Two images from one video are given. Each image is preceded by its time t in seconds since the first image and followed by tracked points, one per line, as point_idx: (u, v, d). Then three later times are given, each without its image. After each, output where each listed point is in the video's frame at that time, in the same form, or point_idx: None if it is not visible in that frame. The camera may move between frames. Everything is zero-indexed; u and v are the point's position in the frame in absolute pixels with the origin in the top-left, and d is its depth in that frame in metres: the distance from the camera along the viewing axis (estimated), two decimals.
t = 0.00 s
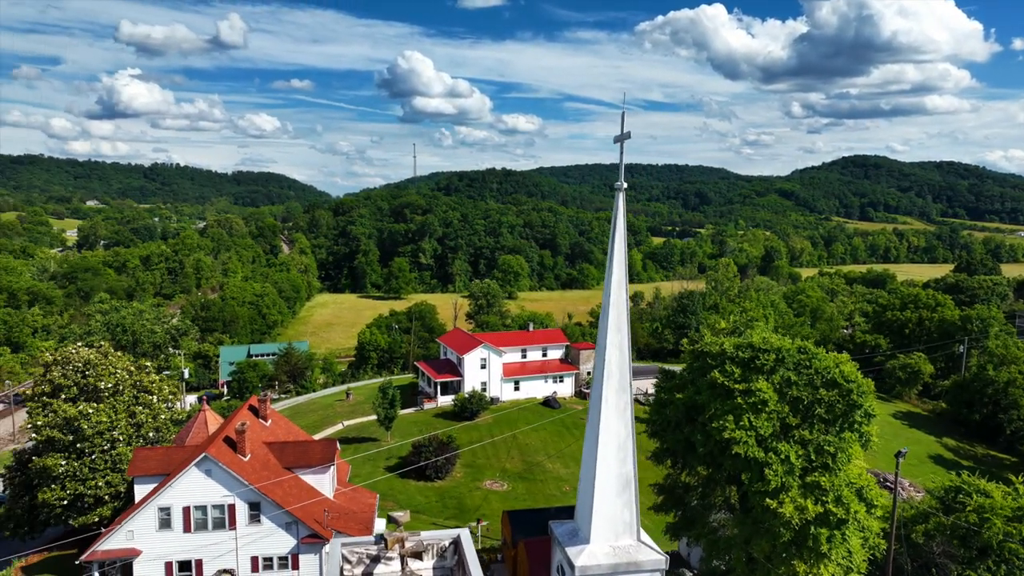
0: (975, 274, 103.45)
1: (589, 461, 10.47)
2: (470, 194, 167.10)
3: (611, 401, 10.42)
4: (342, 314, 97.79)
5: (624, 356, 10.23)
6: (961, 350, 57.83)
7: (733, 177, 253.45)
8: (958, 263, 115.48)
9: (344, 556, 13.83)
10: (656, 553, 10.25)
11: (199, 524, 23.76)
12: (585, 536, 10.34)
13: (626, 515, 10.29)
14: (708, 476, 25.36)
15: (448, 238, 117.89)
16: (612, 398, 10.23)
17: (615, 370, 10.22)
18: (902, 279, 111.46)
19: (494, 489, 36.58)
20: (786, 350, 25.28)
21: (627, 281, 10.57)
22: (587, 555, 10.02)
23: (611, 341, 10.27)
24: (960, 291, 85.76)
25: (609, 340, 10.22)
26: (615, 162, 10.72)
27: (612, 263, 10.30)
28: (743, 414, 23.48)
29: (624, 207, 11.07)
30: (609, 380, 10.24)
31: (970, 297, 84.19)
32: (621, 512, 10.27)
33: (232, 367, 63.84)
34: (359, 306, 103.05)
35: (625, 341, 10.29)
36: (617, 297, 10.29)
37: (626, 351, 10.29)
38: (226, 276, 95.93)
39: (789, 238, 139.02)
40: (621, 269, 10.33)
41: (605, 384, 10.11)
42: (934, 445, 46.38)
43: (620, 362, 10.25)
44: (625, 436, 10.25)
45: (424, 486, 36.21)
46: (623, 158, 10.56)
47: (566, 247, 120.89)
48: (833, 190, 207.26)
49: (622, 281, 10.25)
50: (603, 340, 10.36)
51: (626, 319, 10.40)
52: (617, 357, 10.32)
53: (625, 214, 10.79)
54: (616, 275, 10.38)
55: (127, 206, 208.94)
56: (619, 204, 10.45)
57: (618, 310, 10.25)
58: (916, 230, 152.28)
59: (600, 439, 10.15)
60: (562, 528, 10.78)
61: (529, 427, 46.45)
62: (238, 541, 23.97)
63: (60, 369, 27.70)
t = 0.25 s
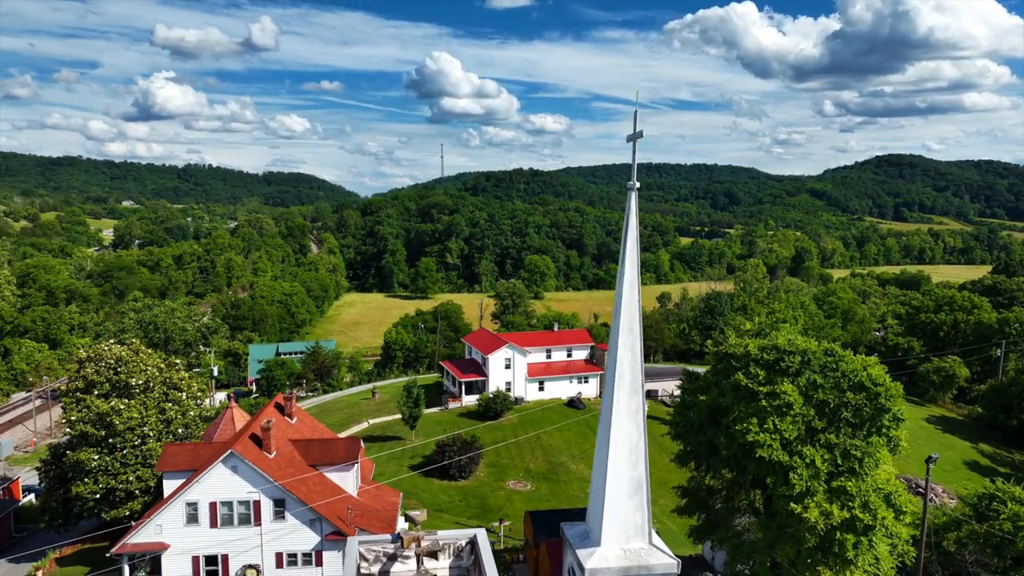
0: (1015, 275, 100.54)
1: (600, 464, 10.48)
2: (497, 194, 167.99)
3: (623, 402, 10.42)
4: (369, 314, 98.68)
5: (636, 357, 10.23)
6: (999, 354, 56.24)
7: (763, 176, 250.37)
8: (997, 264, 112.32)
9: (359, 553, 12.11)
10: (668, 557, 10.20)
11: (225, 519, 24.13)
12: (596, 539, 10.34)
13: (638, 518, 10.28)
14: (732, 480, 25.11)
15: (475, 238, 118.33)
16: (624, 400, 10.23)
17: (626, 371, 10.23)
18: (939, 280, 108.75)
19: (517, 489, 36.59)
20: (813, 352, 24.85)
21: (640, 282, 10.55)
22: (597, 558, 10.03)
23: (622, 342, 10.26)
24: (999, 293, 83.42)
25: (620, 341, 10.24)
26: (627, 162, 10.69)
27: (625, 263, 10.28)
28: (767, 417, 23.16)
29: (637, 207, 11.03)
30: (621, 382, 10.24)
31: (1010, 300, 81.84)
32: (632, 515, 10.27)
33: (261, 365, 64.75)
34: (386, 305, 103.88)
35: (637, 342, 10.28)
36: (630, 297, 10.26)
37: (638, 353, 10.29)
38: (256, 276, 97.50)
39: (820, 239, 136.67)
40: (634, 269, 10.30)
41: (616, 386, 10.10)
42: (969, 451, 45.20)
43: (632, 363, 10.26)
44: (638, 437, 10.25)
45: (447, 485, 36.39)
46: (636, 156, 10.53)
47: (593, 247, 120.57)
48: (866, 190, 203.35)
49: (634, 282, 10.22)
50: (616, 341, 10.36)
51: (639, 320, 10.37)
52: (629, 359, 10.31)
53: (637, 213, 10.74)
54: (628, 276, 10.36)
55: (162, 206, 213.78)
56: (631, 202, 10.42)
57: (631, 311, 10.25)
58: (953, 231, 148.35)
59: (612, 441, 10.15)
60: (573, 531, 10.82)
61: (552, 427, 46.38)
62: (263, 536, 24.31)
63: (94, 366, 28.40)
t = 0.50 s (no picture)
0: None
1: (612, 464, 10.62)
2: (525, 194, 168.80)
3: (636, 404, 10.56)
4: (398, 313, 99.35)
5: (648, 360, 10.42)
6: None
7: (795, 176, 246.51)
8: None
9: (377, 551, 12.14)
10: (680, 562, 10.30)
11: (251, 515, 24.51)
12: (607, 541, 10.47)
13: (650, 521, 10.40)
14: (758, 483, 24.79)
15: (502, 238, 118.45)
16: (636, 401, 10.40)
17: (639, 373, 10.40)
18: (979, 283, 105.66)
19: (542, 489, 36.56)
20: (841, 355, 24.34)
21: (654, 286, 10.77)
22: (608, 560, 10.18)
23: (635, 344, 10.46)
24: None
25: (634, 343, 10.42)
26: (642, 166, 10.92)
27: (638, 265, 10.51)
28: (793, 420, 22.75)
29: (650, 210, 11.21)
30: (633, 383, 10.40)
31: None
32: (644, 518, 10.40)
33: (290, 363, 65.57)
34: (413, 305, 104.46)
35: (650, 345, 10.46)
36: (643, 299, 10.47)
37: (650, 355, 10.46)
38: (286, 275, 98.83)
39: (854, 239, 133.87)
40: (647, 270, 10.51)
41: (628, 386, 10.28)
42: (1009, 458, 43.83)
43: (644, 365, 10.44)
44: (649, 439, 10.37)
45: (471, 485, 36.51)
46: (650, 160, 10.75)
47: (621, 247, 119.85)
48: (902, 190, 198.72)
49: (647, 284, 10.44)
50: (629, 343, 10.55)
51: (652, 321, 10.57)
52: (641, 361, 10.49)
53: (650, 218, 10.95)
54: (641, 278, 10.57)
55: (196, 207, 218.08)
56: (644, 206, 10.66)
57: (644, 313, 10.45)
58: (994, 232, 143.96)
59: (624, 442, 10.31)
60: (586, 533, 10.97)
61: (577, 428, 46.22)
62: (288, 532, 24.62)
63: (126, 362, 28.96)
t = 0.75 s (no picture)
0: None
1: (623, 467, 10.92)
2: (552, 194, 169.39)
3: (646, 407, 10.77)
4: (424, 313, 99.86)
5: (659, 363, 10.64)
6: None
7: (827, 176, 242.56)
8: None
9: (394, 549, 12.25)
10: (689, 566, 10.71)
11: (276, 511, 24.85)
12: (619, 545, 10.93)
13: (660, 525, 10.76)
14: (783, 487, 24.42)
15: (529, 238, 118.52)
16: (647, 403, 10.60)
17: (650, 376, 10.60)
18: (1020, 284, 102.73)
19: (565, 490, 36.46)
20: (869, 358, 23.88)
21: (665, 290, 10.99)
22: (618, 564, 10.68)
23: (646, 347, 10.68)
24: None
25: (644, 347, 10.65)
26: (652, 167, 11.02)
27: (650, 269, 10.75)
28: (819, 424, 22.35)
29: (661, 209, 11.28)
30: (644, 386, 10.62)
31: None
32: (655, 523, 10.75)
33: (317, 361, 66.27)
34: (440, 305, 104.95)
35: (660, 348, 10.67)
36: (654, 301, 10.67)
37: (661, 356, 10.68)
38: (315, 274, 100.01)
39: (888, 240, 131.19)
40: (659, 274, 10.72)
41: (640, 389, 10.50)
42: None
43: (655, 368, 10.65)
44: (660, 441, 10.56)
45: (494, 484, 36.59)
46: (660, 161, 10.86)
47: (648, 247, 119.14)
48: (938, 189, 194.18)
49: (658, 286, 10.62)
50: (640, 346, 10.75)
51: (663, 324, 10.80)
52: (653, 363, 10.71)
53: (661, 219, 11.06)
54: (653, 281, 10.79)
55: (228, 207, 222.05)
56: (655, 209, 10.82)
57: (655, 315, 10.67)
58: None
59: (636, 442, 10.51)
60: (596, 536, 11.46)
61: (601, 428, 46.00)
62: (312, 529, 24.92)
63: (156, 359, 29.58)
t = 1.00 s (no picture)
0: None
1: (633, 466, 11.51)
2: (578, 194, 169.06)
3: (657, 406, 11.40)
4: (449, 313, 100.14)
5: (669, 364, 11.17)
6: None
7: (860, 176, 238.05)
8: None
9: (409, 548, 12.30)
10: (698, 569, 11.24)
11: (299, 508, 25.13)
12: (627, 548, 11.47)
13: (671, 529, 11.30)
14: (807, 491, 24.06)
15: (555, 238, 118.25)
16: (657, 404, 11.23)
17: (659, 377, 11.17)
18: None
19: (588, 491, 36.36)
20: (895, 361, 23.45)
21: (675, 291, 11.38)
22: (626, 566, 11.19)
23: (656, 350, 11.23)
24: None
25: (655, 349, 11.21)
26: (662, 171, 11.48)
27: (659, 273, 11.15)
28: (844, 427, 21.97)
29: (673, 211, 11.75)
30: (654, 387, 11.21)
31: None
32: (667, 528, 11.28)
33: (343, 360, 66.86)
34: (465, 305, 105.22)
35: (671, 349, 11.21)
36: (663, 305, 11.18)
37: (671, 357, 11.22)
38: (342, 273, 100.96)
39: (922, 241, 128.25)
40: (668, 279, 11.15)
41: (650, 390, 11.11)
42: None
43: (665, 369, 11.21)
44: (670, 441, 11.19)
45: (516, 485, 36.60)
46: (671, 164, 11.33)
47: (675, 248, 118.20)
48: (975, 189, 189.24)
49: (667, 289, 11.13)
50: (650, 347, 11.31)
51: (672, 325, 11.28)
52: (663, 364, 11.26)
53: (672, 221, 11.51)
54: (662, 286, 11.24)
55: (258, 207, 225.42)
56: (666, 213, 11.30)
57: (664, 318, 11.16)
58: None
59: (646, 442, 11.15)
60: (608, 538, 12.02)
61: (624, 429, 45.75)
62: (335, 527, 25.15)
63: (185, 357, 30.25)
